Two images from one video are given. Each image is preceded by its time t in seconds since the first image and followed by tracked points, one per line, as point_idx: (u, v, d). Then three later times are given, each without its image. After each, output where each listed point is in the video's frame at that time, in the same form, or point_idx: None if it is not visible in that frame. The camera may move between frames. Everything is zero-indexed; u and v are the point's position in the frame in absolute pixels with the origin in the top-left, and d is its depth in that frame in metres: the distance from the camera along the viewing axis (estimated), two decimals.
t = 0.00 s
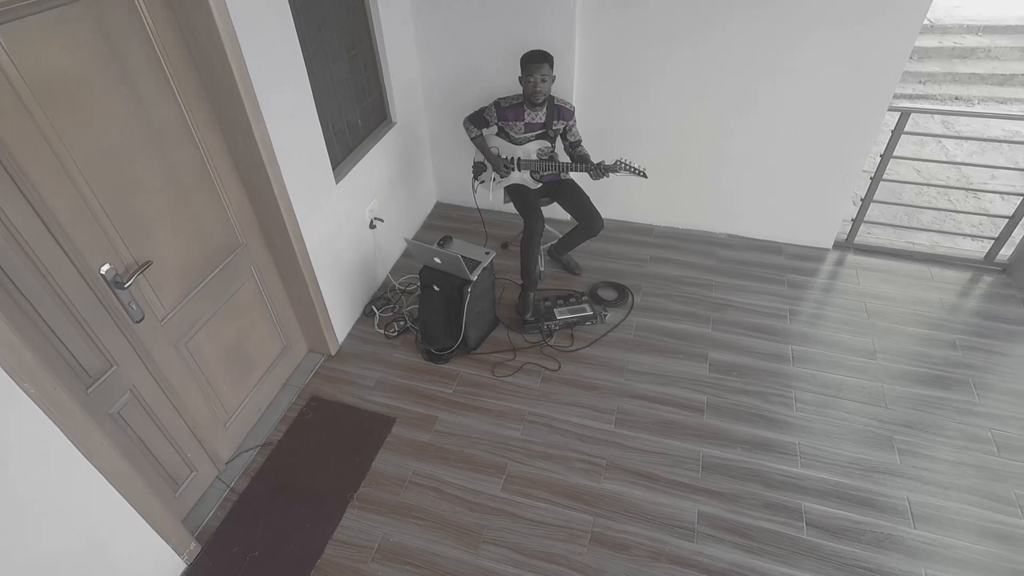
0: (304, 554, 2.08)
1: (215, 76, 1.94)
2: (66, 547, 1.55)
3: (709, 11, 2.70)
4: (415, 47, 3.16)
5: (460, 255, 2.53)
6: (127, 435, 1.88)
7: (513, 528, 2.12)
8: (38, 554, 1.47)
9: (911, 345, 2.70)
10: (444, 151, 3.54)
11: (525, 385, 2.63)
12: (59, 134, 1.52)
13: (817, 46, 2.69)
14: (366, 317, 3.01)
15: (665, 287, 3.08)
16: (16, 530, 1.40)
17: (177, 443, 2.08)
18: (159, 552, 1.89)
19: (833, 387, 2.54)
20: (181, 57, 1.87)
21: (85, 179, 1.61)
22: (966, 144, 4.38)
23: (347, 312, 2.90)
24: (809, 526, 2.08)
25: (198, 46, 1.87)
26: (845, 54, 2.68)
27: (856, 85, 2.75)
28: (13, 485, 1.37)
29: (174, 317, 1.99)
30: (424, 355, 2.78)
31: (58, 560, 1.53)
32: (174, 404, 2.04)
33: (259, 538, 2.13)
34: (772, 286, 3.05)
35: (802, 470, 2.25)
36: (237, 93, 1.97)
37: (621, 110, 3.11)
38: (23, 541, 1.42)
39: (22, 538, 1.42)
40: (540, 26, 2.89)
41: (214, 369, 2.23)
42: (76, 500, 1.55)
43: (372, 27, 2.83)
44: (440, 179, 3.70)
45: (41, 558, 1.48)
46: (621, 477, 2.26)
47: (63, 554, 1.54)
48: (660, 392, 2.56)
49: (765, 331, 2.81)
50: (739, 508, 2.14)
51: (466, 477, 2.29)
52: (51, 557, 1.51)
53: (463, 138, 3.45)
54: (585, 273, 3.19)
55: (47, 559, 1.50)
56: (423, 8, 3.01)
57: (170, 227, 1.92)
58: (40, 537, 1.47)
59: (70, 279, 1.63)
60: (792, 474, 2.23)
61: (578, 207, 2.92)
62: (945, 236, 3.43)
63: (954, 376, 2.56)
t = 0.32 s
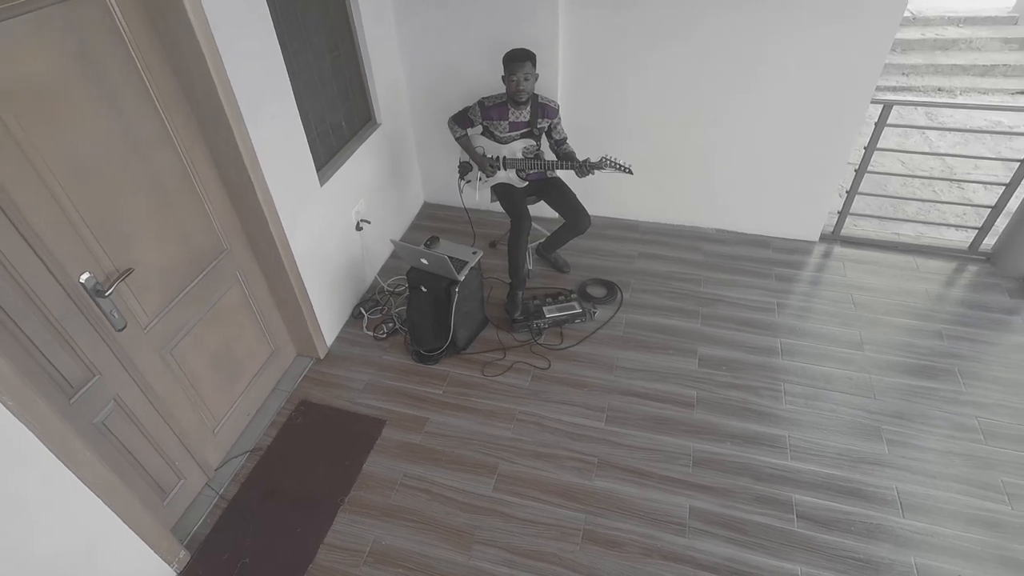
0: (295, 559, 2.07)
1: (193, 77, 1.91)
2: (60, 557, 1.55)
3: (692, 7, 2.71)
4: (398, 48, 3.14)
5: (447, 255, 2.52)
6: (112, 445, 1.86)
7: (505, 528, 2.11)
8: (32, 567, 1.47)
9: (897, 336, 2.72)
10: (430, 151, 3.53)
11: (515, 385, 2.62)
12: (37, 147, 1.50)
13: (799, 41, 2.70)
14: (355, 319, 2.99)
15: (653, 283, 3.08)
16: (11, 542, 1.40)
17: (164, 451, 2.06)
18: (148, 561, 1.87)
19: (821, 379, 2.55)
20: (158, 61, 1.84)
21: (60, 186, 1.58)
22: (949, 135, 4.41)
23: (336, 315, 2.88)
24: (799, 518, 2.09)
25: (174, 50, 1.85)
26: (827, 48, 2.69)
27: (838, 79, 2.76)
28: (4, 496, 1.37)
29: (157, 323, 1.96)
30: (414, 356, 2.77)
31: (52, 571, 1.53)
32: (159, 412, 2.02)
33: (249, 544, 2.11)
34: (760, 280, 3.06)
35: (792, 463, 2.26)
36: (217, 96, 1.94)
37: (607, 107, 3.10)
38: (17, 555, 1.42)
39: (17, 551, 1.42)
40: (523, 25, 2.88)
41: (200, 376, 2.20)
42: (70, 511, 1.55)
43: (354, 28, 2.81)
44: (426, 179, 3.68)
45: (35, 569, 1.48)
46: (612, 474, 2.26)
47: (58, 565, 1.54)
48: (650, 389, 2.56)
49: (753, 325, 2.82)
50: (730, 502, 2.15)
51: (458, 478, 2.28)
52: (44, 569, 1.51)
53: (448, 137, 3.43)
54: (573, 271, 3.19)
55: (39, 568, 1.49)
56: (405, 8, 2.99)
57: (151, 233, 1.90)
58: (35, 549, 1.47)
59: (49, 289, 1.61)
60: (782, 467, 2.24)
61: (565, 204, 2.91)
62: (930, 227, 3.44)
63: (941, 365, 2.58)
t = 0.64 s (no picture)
0: (288, 563, 2.06)
1: (177, 79, 1.89)
2: (57, 559, 1.53)
3: (683, 7, 2.71)
4: (386, 49, 3.14)
5: (437, 255, 2.51)
6: (101, 451, 1.85)
7: (498, 528, 2.11)
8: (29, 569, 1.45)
9: (888, 330, 2.73)
10: (420, 151, 3.52)
11: (508, 385, 2.62)
12: (18, 152, 1.49)
13: (789, 39, 2.70)
14: (347, 321, 2.98)
15: (645, 281, 3.09)
16: (8, 544, 1.38)
17: (154, 456, 2.05)
18: (141, 567, 1.85)
19: (813, 374, 2.56)
20: (142, 64, 1.83)
21: (45, 192, 1.57)
22: (938, 130, 4.44)
23: (327, 317, 2.87)
24: (792, 514, 2.10)
25: (158, 52, 1.83)
26: (814, 42, 2.69)
27: (827, 78, 2.77)
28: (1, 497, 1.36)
29: (146, 328, 1.95)
30: (406, 358, 2.76)
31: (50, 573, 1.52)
32: (149, 417, 2.01)
33: (243, 550, 2.10)
34: (751, 276, 3.07)
35: (784, 459, 2.26)
36: (202, 99, 1.93)
37: (597, 105, 3.10)
38: (14, 557, 1.41)
39: (13, 551, 1.40)
40: (511, 23, 2.87)
41: (191, 380, 2.19)
42: (64, 512, 1.54)
43: (341, 29, 2.80)
44: (417, 179, 3.67)
45: (33, 571, 1.47)
46: (605, 472, 2.26)
47: (54, 569, 1.53)
48: (642, 387, 2.56)
49: (745, 322, 2.83)
50: (723, 499, 2.15)
51: (451, 479, 2.28)
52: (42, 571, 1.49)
53: (438, 137, 3.43)
54: (565, 269, 3.18)
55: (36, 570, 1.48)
56: (393, 8, 2.98)
57: (137, 236, 1.88)
58: (32, 551, 1.45)
59: (34, 296, 1.59)
60: (774, 463, 2.25)
61: (556, 203, 2.91)
62: (919, 222, 3.52)
63: (931, 359, 2.59)
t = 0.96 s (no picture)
0: (284, 564, 2.06)
1: (172, 79, 1.88)
2: (52, 560, 1.53)
3: (682, 5, 2.70)
4: (383, 48, 3.12)
5: (434, 255, 2.51)
6: (97, 452, 1.84)
7: (495, 527, 2.11)
8: (28, 567, 1.46)
9: (885, 329, 2.73)
10: (417, 150, 3.51)
11: (505, 384, 2.61)
12: (11, 153, 1.48)
13: (786, 37, 2.70)
14: (344, 320, 2.98)
15: (642, 279, 3.08)
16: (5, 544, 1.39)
17: (151, 456, 2.04)
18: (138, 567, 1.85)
19: (809, 373, 2.56)
20: (137, 63, 1.82)
21: (39, 193, 1.56)
22: (934, 127, 4.43)
23: (324, 317, 2.86)
24: (789, 512, 2.10)
25: (155, 52, 1.82)
26: (811, 41, 2.68)
27: (824, 77, 2.77)
28: None
29: (141, 329, 1.94)
30: (404, 357, 2.76)
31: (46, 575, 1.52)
32: (145, 418, 2.00)
33: (240, 550, 2.09)
34: (749, 275, 3.07)
35: (782, 457, 2.26)
36: (197, 99, 1.92)
37: (595, 103, 3.09)
38: (13, 556, 1.41)
39: (11, 551, 1.41)
40: (508, 21, 2.86)
41: (187, 380, 2.18)
42: (61, 512, 1.54)
43: (338, 27, 2.78)
44: (414, 178, 3.66)
45: (31, 571, 1.47)
46: (602, 472, 2.26)
47: (52, 569, 1.54)
48: (640, 386, 2.56)
49: (743, 320, 2.82)
50: (721, 498, 2.15)
51: (448, 478, 2.27)
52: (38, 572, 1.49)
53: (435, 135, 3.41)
54: (562, 268, 3.18)
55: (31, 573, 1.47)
56: (390, 7, 2.97)
57: (132, 237, 1.87)
58: (30, 551, 1.46)
59: (28, 297, 1.58)
60: (772, 462, 2.25)
61: (553, 201, 2.90)
62: (917, 219, 3.52)
63: (928, 357, 2.59)
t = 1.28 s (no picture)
0: (279, 565, 2.04)
1: (164, 78, 1.86)
2: (47, 561, 1.52)
3: (677, 5, 2.70)
4: (378, 47, 3.11)
5: (430, 254, 2.50)
6: (90, 453, 1.82)
7: (491, 527, 2.10)
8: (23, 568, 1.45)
9: (882, 327, 2.73)
10: (413, 148, 3.49)
11: (502, 383, 2.61)
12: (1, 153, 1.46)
13: (782, 36, 2.70)
14: (340, 320, 2.96)
15: (639, 278, 3.08)
16: None
17: (145, 457, 2.03)
18: (133, 569, 1.84)
19: (806, 371, 2.56)
20: (129, 62, 1.80)
21: (30, 193, 1.55)
22: (931, 125, 4.44)
23: (320, 317, 2.85)
24: (786, 511, 2.10)
25: (146, 50, 1.80)
26: (806, 37, 2.67)
27: (822, 77, 2.77)
28: None
29: (135, 329, 1.93)
30: (400, 357, 2.75)
31: None
32: (139, 419, 1.99)
33: (235, 552, 2.08)
34: (746, 273, 3.06)
35: (779, 456, 2.26)
36: (189, 98, 1.90)
37: (591, 102, 3.09)
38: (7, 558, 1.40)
39: (9, 551, 1.40)
40: (503, 19, 2.85)
41: (182, 381, 2.17)
42: (55, 514, 1.52)
43: (332, 26, 2.77)
44: (410, 177, 3.64)
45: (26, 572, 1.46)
46: (599, 471, 2.25)
47: (49, 569, 1.53)
48: (637, 385, 2.55)
49: (740, 319, 2.82)
50: (718, 497, 2.15)
51: (445, 479, 2.26)
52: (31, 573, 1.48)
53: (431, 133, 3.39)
54: (559, 267, 3.17)
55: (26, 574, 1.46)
56: (384, 4, 2.95)
57: (125, 236, 1.85)
58: (29, 550, 1.46)
59: (19, 298, 1.57)
60: (769, 460, 2.25)
61: (549, 200, 2.89)
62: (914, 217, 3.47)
63: (925, 355, 2.59)
